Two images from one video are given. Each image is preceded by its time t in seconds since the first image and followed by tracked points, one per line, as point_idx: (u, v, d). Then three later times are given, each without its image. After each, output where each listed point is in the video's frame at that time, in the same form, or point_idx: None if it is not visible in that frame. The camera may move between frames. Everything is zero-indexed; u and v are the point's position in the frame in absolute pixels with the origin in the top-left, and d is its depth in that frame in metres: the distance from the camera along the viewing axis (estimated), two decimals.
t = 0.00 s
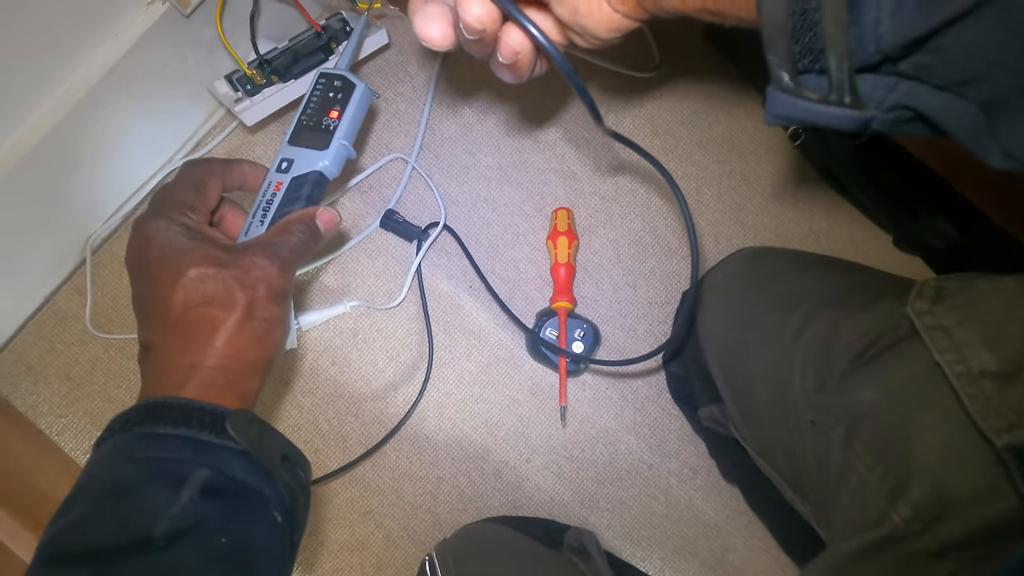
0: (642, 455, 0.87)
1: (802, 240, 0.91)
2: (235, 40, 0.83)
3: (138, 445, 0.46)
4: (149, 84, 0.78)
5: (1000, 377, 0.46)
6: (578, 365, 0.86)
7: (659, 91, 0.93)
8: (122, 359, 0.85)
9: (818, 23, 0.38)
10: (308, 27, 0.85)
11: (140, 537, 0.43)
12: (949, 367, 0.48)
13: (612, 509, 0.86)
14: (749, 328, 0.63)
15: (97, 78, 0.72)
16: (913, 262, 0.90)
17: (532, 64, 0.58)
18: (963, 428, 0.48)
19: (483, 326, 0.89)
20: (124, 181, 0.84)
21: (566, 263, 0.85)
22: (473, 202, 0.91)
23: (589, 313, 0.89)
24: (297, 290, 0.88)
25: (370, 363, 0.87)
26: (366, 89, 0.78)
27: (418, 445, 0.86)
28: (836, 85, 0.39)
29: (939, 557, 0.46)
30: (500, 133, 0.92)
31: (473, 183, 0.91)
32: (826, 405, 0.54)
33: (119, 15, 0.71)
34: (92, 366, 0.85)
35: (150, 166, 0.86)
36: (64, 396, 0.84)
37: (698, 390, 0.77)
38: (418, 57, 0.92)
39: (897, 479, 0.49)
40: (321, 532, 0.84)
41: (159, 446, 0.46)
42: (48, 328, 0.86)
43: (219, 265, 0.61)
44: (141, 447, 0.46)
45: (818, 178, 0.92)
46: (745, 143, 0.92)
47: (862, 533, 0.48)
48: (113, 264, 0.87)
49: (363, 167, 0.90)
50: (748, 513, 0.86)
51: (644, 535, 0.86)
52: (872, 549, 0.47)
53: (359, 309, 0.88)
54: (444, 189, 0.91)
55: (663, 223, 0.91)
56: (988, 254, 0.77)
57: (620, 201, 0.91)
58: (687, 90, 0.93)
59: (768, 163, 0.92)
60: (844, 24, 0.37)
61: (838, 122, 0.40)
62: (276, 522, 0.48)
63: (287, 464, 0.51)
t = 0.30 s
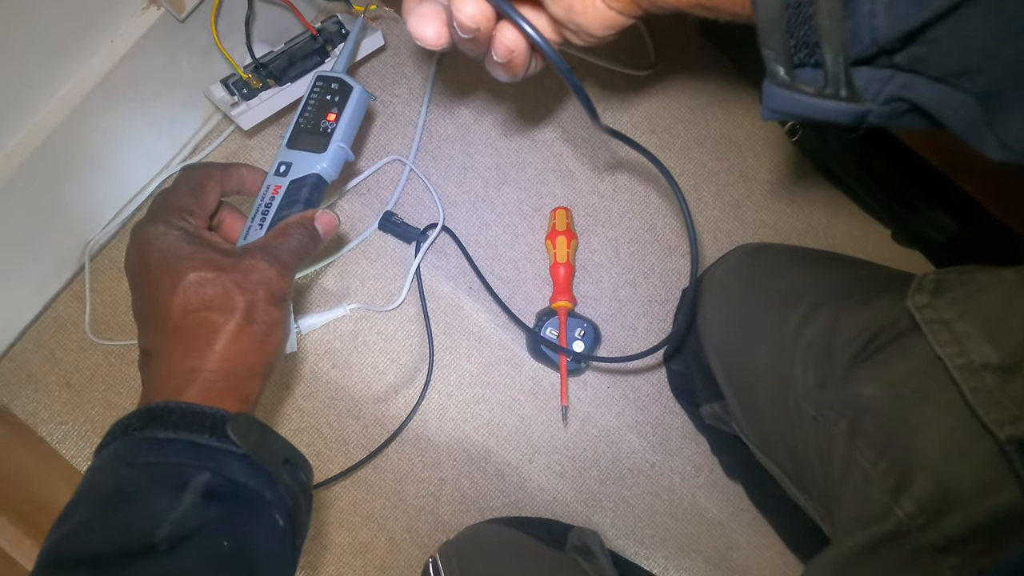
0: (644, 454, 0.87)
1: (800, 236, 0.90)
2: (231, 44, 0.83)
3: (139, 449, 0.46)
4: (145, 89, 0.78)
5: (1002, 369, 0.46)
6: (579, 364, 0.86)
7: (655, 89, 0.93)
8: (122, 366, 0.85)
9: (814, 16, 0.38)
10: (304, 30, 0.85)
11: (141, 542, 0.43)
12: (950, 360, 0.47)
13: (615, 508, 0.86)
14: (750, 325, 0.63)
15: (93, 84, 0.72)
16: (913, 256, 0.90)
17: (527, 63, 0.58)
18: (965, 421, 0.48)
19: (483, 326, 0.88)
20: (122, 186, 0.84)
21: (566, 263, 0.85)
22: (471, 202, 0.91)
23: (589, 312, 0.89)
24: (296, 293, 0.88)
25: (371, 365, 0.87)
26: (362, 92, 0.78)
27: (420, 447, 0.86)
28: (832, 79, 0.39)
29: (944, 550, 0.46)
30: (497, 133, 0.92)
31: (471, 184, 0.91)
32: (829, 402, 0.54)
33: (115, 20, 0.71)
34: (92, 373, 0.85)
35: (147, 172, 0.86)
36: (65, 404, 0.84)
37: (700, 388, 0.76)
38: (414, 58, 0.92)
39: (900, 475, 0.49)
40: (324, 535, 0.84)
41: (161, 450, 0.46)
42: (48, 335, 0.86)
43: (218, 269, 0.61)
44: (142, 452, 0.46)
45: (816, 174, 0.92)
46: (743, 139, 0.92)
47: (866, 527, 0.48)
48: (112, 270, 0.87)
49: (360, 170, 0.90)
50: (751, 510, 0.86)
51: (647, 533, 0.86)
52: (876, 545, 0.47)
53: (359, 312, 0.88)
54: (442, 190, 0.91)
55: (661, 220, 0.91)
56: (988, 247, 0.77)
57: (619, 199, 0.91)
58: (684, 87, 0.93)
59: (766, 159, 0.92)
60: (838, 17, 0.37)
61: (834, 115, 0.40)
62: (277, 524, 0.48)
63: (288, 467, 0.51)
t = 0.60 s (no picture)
0: (645, 452, 0.87)
1: (797, 230, 0.91)
2: (223, 50, 0.83)
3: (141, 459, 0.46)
4: (138, 98, 0.78)
5: (999, 359, 0.46)
6: (578, 364, 0.86)
7: (649, 86, 0.93)
8: (122, 375, 0.85)
9: (810, 5, 0.39)
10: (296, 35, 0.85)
11: (145, 551, 0.43)
12: (948, 351, 0.48)
13: (618, 507, 0.86)
14: (748, 320, 0.63)
15: (86, 94, 0.72)
16: (910, 249, 0.90)
17: (522, 59, 0.58)
18: (965, 411, 0.48)
19: (482, 328, 0.88)
20: (118, 196, 0.84)
21: (563, 262, 0.85)
22: (468, 204, 0.91)
23: (588, 311, 0.89)
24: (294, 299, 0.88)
25: (371, 368, 0.87)
26: (356, 96, 0.78)
27: (422, 450, 0.86)
28: (829, 68, 0.39)
29: (948, 541, 0.46)
30: (492, 135, 0.92)
31: (466, 186, 0.91)
32: (828, 395, 0.54)
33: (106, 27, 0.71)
34: (92, 383, 0.85)
35: (142, 181, 0.86)
36: (65, 414, 0.84)
37: (700, 384, 0.77)
38: (407, 61, 0.92)
39: (900, 468, 0.49)
40: (327, 540, 0.84)
41: (163, 460, 0.46)
42: (46, 345, 0.85)
43: (216, 276, 0.61)
44: (144, 461, 0.46)
45: (811, 168, 0.92)
46: (737, 135, 0.92)
47: (867, 520, 0.48)
48: (109, 279, 0.87)
49: (355, 174, 0.90)
50: (754, 505, 0.86)
51: (651, 531, 0.86)
52: (878, 537, 0.47)
53: (358, 316, 0.88)
54: (438, 193, 0.91)
55: (658, 218, 0.91)
56: (983, 238, 0.77)
57: (615, 197, 0.91)
58: (677, 84, 0.93)
59: (761, 154, 0.92)
60: (834, 7, 0.38)
61: (831, 105, 0.41)
62: (281, 531, 0.48)
63: (291, 473, 0.51)
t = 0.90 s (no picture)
0: (646, 448, 0.87)
1: (792, 223, 0.91)
2: (212, 58, 0.83)
3: (147, 463, 0.46)
4: (128, 107, 0.77)
5: (994, 347, 0.46)
6: (577, 362, 0.86)
7: (640, 83, 0.93)
8: (119, 386, 0.85)
9: None
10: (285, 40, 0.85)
11: (152, 555, 0.43)
12: (944, 341, 0.48)
13: (620, 504, 0.86)
14: (745, 315, 0.63)
15: (76, 104, 0.71)
16: (904, 239, 0.90)
17: (513, 56, 0.57)
18: (960, 400, 0.48)
19: (480, 329, 0.88)
20: (110, 205, 0.84)
21: (559, 262, 0.85)
22: (462, 205, 0.91)
23: (585, 309, 0.89)
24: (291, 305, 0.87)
25: (369, 373, 0.87)
26: (348, 99, 0.78)
27: (422, 453, 0.86)
28: (824, 59, 0.38)
29: (947, 530, 0.46)
30: (485, 135, 0.92)
31: (460, 187, 0.91)
32: (826, 387, 0.54)
33: (95, 35, 0.71)
34: (89, 395, 0.84)
35: (134, 190, 0.86)
36: (63, 427, 0.84)
37: (698, 380, 0.77)
38: (398, 63, 0.92)
39: (899, 458, 0.49)
40: (330, 546, 0.83)
41: (169, 464, 0.46)
42: (42, 358, 0.85)
43: (219, 280, 0.61)
44: (150, 465, 0.46)
45: (804, 161, 0.92)
46: (730, 129, 0.92)
47: (867, 511, 0.48)
48: (104, 290, 0.86)
49: (347, 178, 0.90)
50: (755, 498, 0.87)
51: (654, 527, 0.86)
52: (877, 529, 0.47)
53: (355, 320, 0.88)
54: (432, 195, 0.91)
55: (653, 214, 0.91)
56: (976, 228, 0.77)
57: (609, 195, 0.91)
58: (669, 81, 0.93)
59: (754, 149, 0.92)
60: None
61: (827, 97, 0.39)
62: (286, 533, 0.48)
63: (295, 476, 0.51)
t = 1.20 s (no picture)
0: (646, 447, 0.87)
1: (790, 221, 0.91)
2: (209, 60, 0.83)
3: (132, 455, 0.46)
4: (124, 109, 0.77)
5: (992, 343, 0.46)
6: (577, 361, 0.86)
7: (637, 82, 0.93)
8: (119, 388, 0.85)
9: None
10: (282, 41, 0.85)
11: (134, 546, 0.43)
12: (942, 337, 0.48)
13: (621, 503, 0.86)
14: (744, 312, 0.63)
15: (71, 108, 0.71)
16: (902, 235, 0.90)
17: (509, 61, 0.57)
18: (959, 395, 0.48)
19: (479, 329, 0.88)
20: (108, 207, 0.83)
21: (558, 261, 0.85)
22: (460, 206, 0.90)
23: (585, 308, 0.89)
24: (289, 306, 0.87)
25: (369, 373, 0.87)
26: (345, 102, 0.78)
27: (423, 454, 0.86)
28: (819, 62, 0.38)
29: (946, 526, 0.46)
30: (483, 135, 0.92)
31: (458, 187, 0.91)
32: (825, 384, 0.54)
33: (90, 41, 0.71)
34: (89, 397, 0.84)
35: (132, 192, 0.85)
36: (62, 430, 0.84)
37: (698, 378, 0.77)
38: (395, 64, 0.92)
39: (898, 454, 0.49)
40: (331, 547, 0.83)
41: (153, 457, 0.46)
42: (41, 362, 0.85)
43: (213, 277, 0.62)
44: (135, 457, 0.46)
45: (802, 158, 0.92)
46: (728, 127, 0.92)
47: (866, 507, 0.48)
48: (102, 293, 0.86)
49: (342, 180, 0.90)
50: (756, 496, 0.86)
51: (654, 525, 0.86)
52: (877, 525, 0.47)
53: (354, 321, 0.87)
54: (431, 195, 0.90)
55: (651, 213, 0.91)
56: (974, 223, 0.77)
57: (607, 193, 0.91)
58: (666, 79, 0.93)
59: (752, 147, 0.92)
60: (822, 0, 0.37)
61: (823, 99, 0.39)
62: (271, 529, 0.47)
63: (281, 472, 0.51)
